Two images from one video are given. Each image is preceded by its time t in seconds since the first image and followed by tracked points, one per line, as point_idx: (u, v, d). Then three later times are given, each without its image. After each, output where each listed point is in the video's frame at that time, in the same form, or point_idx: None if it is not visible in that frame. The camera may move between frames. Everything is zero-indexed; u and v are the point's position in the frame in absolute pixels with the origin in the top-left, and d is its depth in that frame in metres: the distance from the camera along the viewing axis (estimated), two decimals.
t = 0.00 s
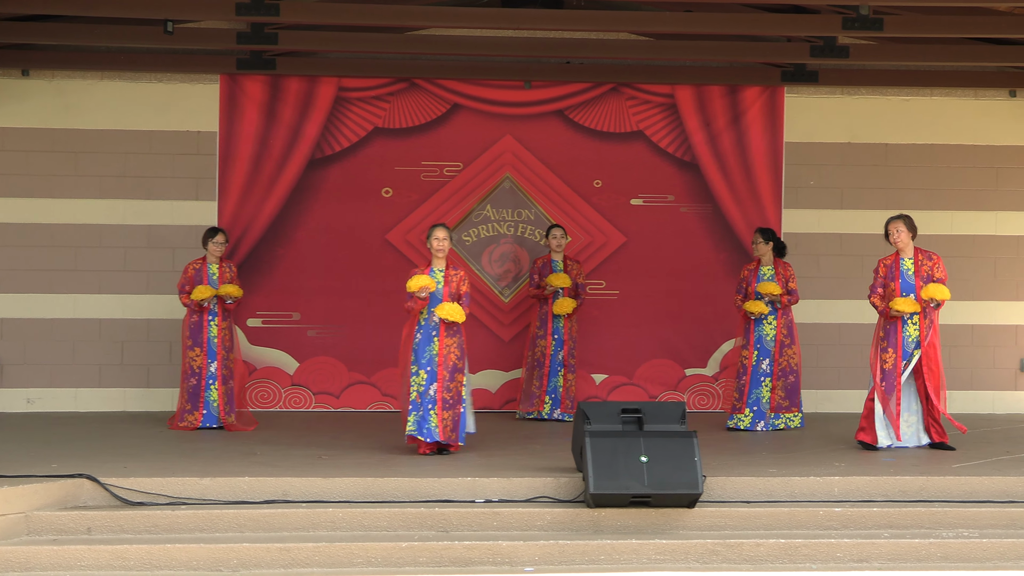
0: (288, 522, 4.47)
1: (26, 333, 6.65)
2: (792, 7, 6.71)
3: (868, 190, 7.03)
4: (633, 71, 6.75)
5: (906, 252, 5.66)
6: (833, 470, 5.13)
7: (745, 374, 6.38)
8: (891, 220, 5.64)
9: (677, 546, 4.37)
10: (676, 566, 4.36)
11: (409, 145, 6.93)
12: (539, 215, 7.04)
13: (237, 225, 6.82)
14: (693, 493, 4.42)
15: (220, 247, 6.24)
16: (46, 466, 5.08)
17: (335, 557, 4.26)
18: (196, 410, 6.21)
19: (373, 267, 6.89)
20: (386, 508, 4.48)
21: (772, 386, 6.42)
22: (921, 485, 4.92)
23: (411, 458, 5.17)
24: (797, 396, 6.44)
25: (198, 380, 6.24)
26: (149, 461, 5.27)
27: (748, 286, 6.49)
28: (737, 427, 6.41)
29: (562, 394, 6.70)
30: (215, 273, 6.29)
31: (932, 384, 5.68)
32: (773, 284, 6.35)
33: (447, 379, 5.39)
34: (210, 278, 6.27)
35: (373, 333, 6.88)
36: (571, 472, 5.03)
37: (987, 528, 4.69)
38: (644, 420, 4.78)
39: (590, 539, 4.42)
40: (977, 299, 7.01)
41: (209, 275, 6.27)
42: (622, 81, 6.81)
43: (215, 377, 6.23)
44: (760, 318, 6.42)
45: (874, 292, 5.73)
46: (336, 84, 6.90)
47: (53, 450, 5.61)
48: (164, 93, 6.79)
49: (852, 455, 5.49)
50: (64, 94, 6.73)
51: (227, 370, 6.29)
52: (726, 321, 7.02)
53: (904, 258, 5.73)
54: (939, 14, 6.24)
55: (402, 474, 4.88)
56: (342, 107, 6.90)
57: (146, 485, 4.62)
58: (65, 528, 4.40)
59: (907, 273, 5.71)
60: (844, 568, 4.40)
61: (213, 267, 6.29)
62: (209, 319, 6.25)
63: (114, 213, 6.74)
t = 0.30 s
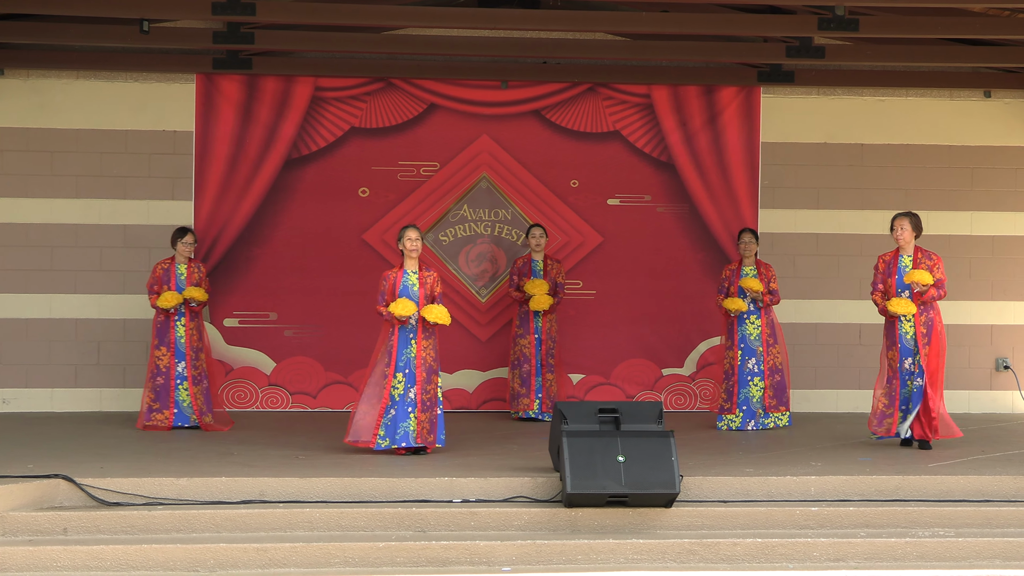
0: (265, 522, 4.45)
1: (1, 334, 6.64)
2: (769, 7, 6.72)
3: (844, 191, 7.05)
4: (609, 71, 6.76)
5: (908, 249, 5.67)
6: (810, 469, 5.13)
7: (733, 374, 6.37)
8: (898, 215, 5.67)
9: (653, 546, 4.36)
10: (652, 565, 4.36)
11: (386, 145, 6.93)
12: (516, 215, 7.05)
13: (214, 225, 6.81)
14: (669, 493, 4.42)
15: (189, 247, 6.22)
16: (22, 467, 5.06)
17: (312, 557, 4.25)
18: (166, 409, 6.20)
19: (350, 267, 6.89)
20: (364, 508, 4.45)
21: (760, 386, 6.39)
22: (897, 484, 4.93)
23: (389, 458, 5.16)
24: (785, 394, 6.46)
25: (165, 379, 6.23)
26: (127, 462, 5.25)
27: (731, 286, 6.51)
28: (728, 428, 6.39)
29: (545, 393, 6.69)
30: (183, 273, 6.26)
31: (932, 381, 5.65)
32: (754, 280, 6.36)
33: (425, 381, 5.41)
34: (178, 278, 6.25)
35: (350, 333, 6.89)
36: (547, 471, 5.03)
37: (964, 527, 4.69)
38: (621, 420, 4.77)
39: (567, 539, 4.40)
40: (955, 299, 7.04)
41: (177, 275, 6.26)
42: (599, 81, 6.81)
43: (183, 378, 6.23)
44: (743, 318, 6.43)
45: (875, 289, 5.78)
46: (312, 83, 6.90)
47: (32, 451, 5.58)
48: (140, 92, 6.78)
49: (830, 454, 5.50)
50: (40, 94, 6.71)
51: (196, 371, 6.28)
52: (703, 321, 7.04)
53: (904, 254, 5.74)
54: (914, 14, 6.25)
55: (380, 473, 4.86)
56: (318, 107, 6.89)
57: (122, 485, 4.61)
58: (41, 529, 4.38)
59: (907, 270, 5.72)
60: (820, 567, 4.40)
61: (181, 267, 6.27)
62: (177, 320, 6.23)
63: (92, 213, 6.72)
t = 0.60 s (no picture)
0: (257, 523, 4.44)
1: None
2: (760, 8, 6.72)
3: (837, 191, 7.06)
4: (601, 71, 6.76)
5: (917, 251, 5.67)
6: (801, 469, 5.13)
7: (731, 375, 6.39)
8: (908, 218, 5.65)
9: (646, 546, 4.37)
10: (645, 566, 4.36)
11: (378, 145, 6.93)
12: (508, 215, 7.05)
13: (206, 225, 6.80)
14: (661, 493, 4.41)
15: (166, 247, 6.17)
16: (15, 467, 5.06)
17: (304, 558, 4.25)
18: (141, 410, 6.18)
19: (342, 267, 6.89)
20: (356, 508, 4.45)
21: (760, 383, 6.39)
22: (889, 484, 4.93)
23: (381, 458, 5.16)
24: (783, 389, 6.45)
25: (142, 379, 6.22)
26: (120, 462, 5.24)
27: (724, 285, 6.47)
28: (733, 428, 6.39)
29: (534, 393, 6.67)
30: (161, 272, 6.27)
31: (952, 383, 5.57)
32: (749, 283, 6.34)
33: (416, 383, 5.40)
34: (156, 278, 6.26)
35: (343, 333, 6.89)
36: (538, 471, 5.03)
37: (957, 527, 4.70)
38: (613, 420, 4.77)
39: (560, 539, 4.40)
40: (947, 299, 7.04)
41: (154, 274, 6.26)
42: (591, 81, 6.81)
43: (161, 377, 6.24)
44: (737, 318, 6.44)
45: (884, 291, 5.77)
46: (305, 84, 6.90)
47: (25, 451, 5.57)
48: (132, 92, 6.77)
49: (822, 454, 5.50)
50: (32, 94, 6.70)
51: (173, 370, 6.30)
52: (695, 321, 7.04)
53: (913, 258, 5.72)
54: (905, 15, 6.26)
55: (372, 473, 4.86)
56: (311, 107, 6.89)
57: (115, 486, 4.61)
58: (33, 529, 4.37)
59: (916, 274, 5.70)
60: (812, 567, 4.40)
61: (159, 267, 6.27)
62: (154, 319, 6.23)
63: (84, 212, 6.71)
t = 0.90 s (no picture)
0: (255, 522, 4.44)
1: None
2: (759, 7, 6.72)
3: (835, 189, 7.06)
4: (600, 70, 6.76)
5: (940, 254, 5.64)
6: (800, 468, 5.14)
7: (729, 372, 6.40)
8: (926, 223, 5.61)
9: (645, 545, 4.37)
10: (643, 564, 4.36)
11: (377, 144, 6.93)
12: (506, 214, 7.05)
13: (204, 224, 6.80)
14: (661, 492, 4.41)
15: (156, 244, 6.19)
16: (14, 466, 5.06)
17: (303, 556, 4.25)
18: (130, 408, 6.19)
19: (340, 266, 6.90)
20: (355, 507, 4.45)
21: (760, 382, 6.41)
22: (888, 483, 4.93)
23: (379, 457, 5.16)
24: (783, 390, 6.43)
25: (132, 378, 6.23)
26: (119, 461, 5.24)
27: (724, 284, 6.48)
28: (731, 425, 6.40)
29: (524, 394, 6.66)
30: (154, 270, 6.28)
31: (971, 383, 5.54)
32: (752, 282, 6.35)
33: (397, 382, 5.36)
34: (148, 276, 6.25)
35: (341, 332, 6.89)
36: (537, 470, 5.03)
37: (955, 525, 4.71)
38: (612, 419, 4.78)
39: (559, 537, 4.40)
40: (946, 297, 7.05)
41: (147, 273, 6.26)
42: (589, 80, 6.81)
43: (152, 375, 6.24)
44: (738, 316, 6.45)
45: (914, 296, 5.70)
46: (303, 83, 6.90)
47: (23, 450, 5.57)
48: (130, 91, 6.77)
49: (821, 454, 5.51)
50: (30, 92, 6.70)
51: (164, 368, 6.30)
52: (694, 319, 7.04)
53: (937, 261, 5.70)
54: (903, 14, 6.26)
55: (371, 472, 4.86)
56: (309, 106, 6.89)
57: (113, 485, 4.61)
58: (32, 528, 4.38)
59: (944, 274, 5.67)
60: (811, 566, 4.41)
61: (151, 265, 6.28)
62: (146, 317, 6.23)
63: (83, 211, 6.72)
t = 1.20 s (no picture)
0: (254, 520, 4.44)
1: None
2: (758, 6, 6.73)
3: (834, 189, 7.07)
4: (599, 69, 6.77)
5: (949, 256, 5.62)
6: (798, 466, 5.14)
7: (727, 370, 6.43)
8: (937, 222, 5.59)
9: (643, 543, 4.37)
10: (642, 563, 4.36)
11: (376, 143, 6.93)
12: (505, 213, 7.06)
13: (203, 222, 6.80)
14: (660, 490, 4.42)
15: (148, 243, 6.17)
16: (12, 464, 5.06)
17: (302, 554, 4.25)
18: (124, 407, 6.18)
19: (339, 264, 6.90)
20: (353, 505, 4.45)
21: (757, 382, 6.42)
22: (886, 482, 4.94)
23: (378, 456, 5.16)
24: (774, 390, 6.44)
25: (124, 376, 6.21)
26: (117, 459, 5.25)
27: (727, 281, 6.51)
28: (722, 422, 6.40)
29: (516, 392, 6.60)
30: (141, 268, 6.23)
31: (980, 384, 5.54)
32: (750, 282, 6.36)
33: (378, 378, 5.31)
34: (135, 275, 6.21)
35: (340, 330, 6.90)
36: (536, 468, 5.03)
37: (952, 524, 4.72)
38: (610, 418, 4.79)
39: (557, 536, 4.40)
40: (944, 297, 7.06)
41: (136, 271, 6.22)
42: (588, 79, 6.82)
43: (141, 374, 6.21)
44: (740, 315, 6.45)
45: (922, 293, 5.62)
46: (302, 81, 6.90)
47: (22, 448, 5.58)
48: (129, 89, 6.77)
49: (819, 452, 5.51)
50: (28, 90, 6.70)
51: (154, 367, 6.27)
52: (692, 318, 7.05)
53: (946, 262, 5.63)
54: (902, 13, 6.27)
55: (370, 471, 4.87)
56: (308, 105, 6.89)
57: (112, 483, 4.62)
58: (30, 526, 4.37)
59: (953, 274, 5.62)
60: (810, 564, 4.40)
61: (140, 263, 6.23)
62: (132, 315, 6.19)
63: (81, 209, 6.72)
